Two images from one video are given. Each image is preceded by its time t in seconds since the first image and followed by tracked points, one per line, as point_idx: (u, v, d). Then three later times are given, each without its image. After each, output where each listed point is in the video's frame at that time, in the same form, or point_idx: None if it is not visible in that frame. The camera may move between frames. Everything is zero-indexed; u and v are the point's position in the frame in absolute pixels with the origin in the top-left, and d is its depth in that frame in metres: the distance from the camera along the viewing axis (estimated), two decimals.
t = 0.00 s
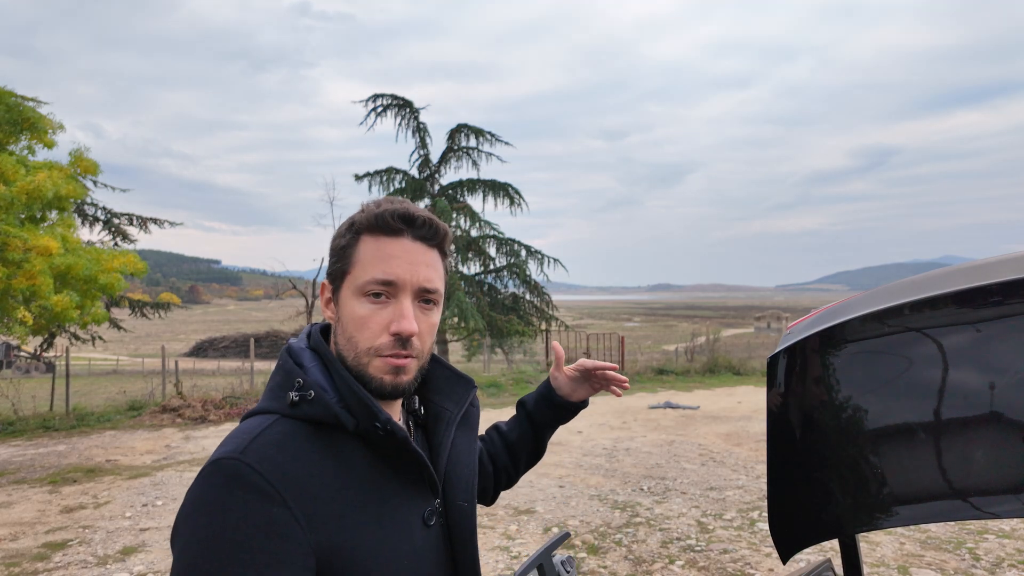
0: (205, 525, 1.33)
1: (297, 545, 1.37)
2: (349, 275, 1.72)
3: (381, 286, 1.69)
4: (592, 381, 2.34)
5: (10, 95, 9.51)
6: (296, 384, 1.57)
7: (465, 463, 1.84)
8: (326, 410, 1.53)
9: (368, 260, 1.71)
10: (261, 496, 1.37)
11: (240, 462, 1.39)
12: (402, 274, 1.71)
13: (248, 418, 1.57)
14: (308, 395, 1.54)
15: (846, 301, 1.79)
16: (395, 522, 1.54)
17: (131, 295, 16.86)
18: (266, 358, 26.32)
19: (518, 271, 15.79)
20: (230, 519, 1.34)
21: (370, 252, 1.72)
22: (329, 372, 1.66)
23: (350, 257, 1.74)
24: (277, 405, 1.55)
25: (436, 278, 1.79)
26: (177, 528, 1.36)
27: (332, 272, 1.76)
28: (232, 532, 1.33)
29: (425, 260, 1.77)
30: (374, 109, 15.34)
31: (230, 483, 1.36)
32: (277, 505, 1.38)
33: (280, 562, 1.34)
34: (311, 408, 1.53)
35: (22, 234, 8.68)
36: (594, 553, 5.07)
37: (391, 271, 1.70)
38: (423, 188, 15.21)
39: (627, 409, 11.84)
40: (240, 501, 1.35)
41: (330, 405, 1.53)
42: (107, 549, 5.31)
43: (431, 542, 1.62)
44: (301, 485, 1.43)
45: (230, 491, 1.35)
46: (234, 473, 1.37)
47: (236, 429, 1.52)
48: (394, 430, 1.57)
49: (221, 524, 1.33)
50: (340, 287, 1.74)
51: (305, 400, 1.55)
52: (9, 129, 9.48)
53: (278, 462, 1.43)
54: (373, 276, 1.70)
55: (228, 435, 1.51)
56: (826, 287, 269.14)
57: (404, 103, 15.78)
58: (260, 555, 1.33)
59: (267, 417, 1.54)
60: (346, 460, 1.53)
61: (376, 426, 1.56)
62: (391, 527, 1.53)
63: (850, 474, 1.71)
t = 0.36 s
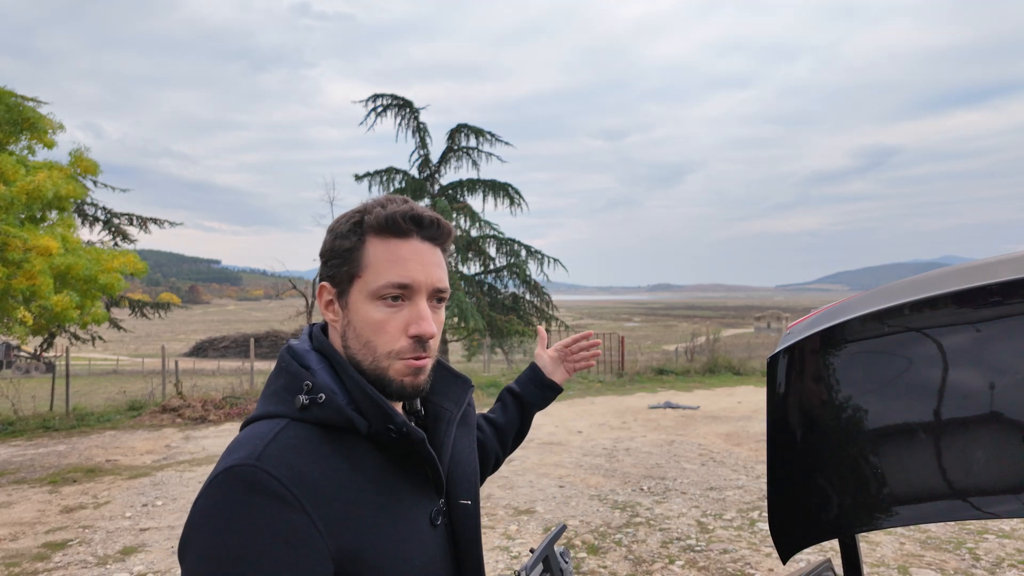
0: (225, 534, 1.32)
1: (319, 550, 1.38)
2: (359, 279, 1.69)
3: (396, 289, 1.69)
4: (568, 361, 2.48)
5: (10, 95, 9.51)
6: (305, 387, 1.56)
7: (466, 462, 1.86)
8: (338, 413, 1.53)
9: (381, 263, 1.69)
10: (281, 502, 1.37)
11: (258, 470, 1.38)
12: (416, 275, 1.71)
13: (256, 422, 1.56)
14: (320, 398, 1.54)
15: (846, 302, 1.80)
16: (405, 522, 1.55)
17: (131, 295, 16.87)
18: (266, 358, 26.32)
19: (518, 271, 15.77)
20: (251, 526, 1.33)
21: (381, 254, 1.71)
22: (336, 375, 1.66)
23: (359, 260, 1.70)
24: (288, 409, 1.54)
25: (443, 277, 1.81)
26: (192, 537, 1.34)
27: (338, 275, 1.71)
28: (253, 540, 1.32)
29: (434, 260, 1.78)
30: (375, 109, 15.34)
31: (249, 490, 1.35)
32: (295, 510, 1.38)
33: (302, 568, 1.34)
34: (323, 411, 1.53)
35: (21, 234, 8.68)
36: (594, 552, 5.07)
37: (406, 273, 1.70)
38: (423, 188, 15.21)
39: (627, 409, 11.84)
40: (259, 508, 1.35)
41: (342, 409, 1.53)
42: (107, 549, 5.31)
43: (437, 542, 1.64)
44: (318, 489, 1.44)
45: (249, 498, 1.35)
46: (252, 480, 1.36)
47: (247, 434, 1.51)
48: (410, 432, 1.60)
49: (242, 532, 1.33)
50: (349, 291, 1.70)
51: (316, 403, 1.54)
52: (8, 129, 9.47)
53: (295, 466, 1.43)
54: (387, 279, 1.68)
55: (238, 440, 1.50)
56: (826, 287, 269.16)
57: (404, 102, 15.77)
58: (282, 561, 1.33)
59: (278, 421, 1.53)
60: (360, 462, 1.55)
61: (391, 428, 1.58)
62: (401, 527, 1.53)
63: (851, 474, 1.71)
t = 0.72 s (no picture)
0: (237, 541, 1.32)
1: (331, 552, 1.38)
2: (371, 277, 1.69)
3: (409, 286, 1.69)
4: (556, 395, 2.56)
5: (10, 95, 9.52)
6: (310, 389, 1.55)
7: (466, 461, 1.86)
8: (344, 414, 1.52)
9: (395, 262, 1.69)
10: (293, 507, 1.37)
11: (268, 474, 1.37)
12: (428, 272, 1.73)
13: (260, 425, 1.55)
14: (327, 400, 1.53)
15: (846, 301, 1.79)
16: (410, 521, 1.56)
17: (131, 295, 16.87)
18: (266, 358, 26.33)
19: (518, 271, 15.77)
20: (264, 530, 1.33)
21: (394, 252, 1.71)
22: (339, 376, 1.65)
23: (371, 259, 1.70)
24: (294, 412, 1.53)
25: (451, 275, 1.83)
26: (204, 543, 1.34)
27: (348, 274, 1.70)
28: (269, 544, 1.33)
29: (444, 259, 1.80)
30: (374, 109, 15.33)
31: (261, 495, 1.35)
32: (306, 513, 1.38)
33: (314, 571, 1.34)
34: (330, 413, 1.52)
35: (21, 234, 8.68)
36: (594, 553, 5.07)
37: (420, 271, 1.71)
38: (423, 188, 15.21)
39: (627, 409, 11.84)
40: (272, 512, 1.35)
41: (349, 411, 1.53)
42: (107, 549, 5.31)
43: (441, 540, 1.64)
44: (329, 492, 1.44)
45: (260, 502, 1.35)
46: (264, 485, 1.36)
47: (252, 437, 1.50)
48: (418, 432, 1.60)
49: (255, 536, 1.33)
50: (361, 290, 1.69)
51: (322, 405, 1.53)
52: (8, 129, 9.47)
53: (306, 470, 1.43)
54: (401, 277, 1.69)
55: (244, 444, 1.49)
56: (826, 287, 269.16)
57: (404, 103, 15.78)
58: (296, 565, 1.33)
59: (283, 424, 1.52)
60: (368, 464, 1.54)
61: (398, 429, 1.59)
62: (407, 527, 1.53)
63: (853, 475, 1.71)
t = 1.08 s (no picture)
0: (230, 533, 1.32)
1: (325, 546, 1.38)
2: (367, 277, 1.69)
3: (405, 286, 1.69)
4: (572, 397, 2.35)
5: (10, 95, 9.51)
6: (307, 385, 1.55)
7: (464, 462, 1.86)
8: (341, 410, 1.52)
9: (390, 261, 1.69)
10: (287, 499, 1.37)
11: (263, 467, 1.37)
12: (423, 271, 1.73)
13: (256, 420, 1.55)
14: (323, 396, 1.53)
15: (846, 301, 1.79)
16: (405, 519, 1.55)
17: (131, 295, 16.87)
18: (266, 358, 26.33)
19: (518, 271, 15.78)
20: (258, 522, 1.33)
21: (389, 251, 1.71)
22: (337, 373, 1.65)
23: (366, 258, 1.70)
24: (291, 407, 1.54)
25: (446, 273, 1.83)
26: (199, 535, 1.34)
27: (344, 274, 1.70)
28: (262, 535, 1.32)
29: (439, 257, 1.80)
30: (375, 108, 15.33)
31: (256, 487, 1.35)
32: (301, 506, 1.38)
33: (308, 564, 1.34)
34: (326, 408, 1.52)
35: (21, 234, 8.68)
36: (594, 552, 5.07)
37: (415, 270, 1.71)
38: (423, 189, 15.21)
39: (627, 409, 11.84)
40: (266, 504, 1.35)
41: (345, 406, 1.53)
42: (107, 550, 5.31)
43: (437, 539, 1.64)
44: (323, 485, 1.44)
45: (254, 495, 1.35)
46: (258, 477, 1.36)
47: (249, 431, 1.51)
48: (412, 428, 1.60)
49: (248, 529, 1.32)
50: (357, 290, 1.69)
51: (318, 401, 1.53)
52: (9, 129, 9.47)
53: (301, 462, 1.43)
54: (396, 277, 1.69)
55: (240, 439, 1.49)
56: (826, 287, 269.19)
57: (404, 103, 15.78)
58: (291, 558, 1.33)
59: (280, 418, 1.52)
60: (363, 459, 1.55)
61: (392, 425, 1.59)
62: (400, 523, 1.53)
63: (852, 475, 1.71)
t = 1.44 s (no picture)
0: (192, 512, 1.40)
1: (276, 536, 1.40)
2: (341, 275, 1.73)
3: (374, 281, 1.71)
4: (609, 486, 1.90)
5: (10, 95, 9.52)
6: (288, 379, 1.62)
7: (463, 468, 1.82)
8: (316, 406, 1.56)
9: (359, 257, 1.73)
10: (243, 486, 1.41)
11: (226, 453, 1.44)
12: (393, 266, 1.73)
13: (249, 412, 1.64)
14: (298, 389, 1.58)
15: (846, 301, 1.79)
16: (384, 521, 1.54)
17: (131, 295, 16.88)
18: (266, 358, 26.34)
19: (519, 271, 15.78)
20: (215, 506, 1.39)
21: (359, 247, 1.74)
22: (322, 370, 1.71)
23: (339, 255, 1.74)
24: (273, 399, 1.61)
25: (425, 268, 1.81)
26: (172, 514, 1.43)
27: (322, 273, 1.76)
28: (218, 519, 1.38)
29: (414, 251, 1.79)
30: (374, 109, 15.34)
31: (218, 472, 1.42)
32: (259, 495, 1.42)
33: (261, 551, 1.38)
34: (301, 402, 1.57)
35: (21, 234, 8.68)
36: (594, 552, 5.07)
37: (384, 265, 1.73)
38: (422, 189, 15.23)
39: (627, 409, 11.84)
40: (225, 490, 1.40)
41: (318, 401, 1.56)
42: (107, 550, 5.31)
43: (424, 544, 1.61)
44: (284, 477, 1.46)
45: (216, 479, 1.41)
46: (218, 462, 1.42)
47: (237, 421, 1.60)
48: (370, 427, 1.55)
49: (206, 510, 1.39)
50: (333, 287, 1.74)
51: (297, 395, 1.59)
52: (9, 129, 9.47)
53: (262, 452, 1.47)
54: (365, 271, 1.71)
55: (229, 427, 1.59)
56: (825, 287, 269.22)
57: (404, 103, 15.79)
58: (243, 544, 1.37)
59: (263, 410, 1.60)
60: (332, 455, 1.55)
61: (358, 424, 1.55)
62: (371, 525, 1.52)
63: (848, 475, 1.72)
